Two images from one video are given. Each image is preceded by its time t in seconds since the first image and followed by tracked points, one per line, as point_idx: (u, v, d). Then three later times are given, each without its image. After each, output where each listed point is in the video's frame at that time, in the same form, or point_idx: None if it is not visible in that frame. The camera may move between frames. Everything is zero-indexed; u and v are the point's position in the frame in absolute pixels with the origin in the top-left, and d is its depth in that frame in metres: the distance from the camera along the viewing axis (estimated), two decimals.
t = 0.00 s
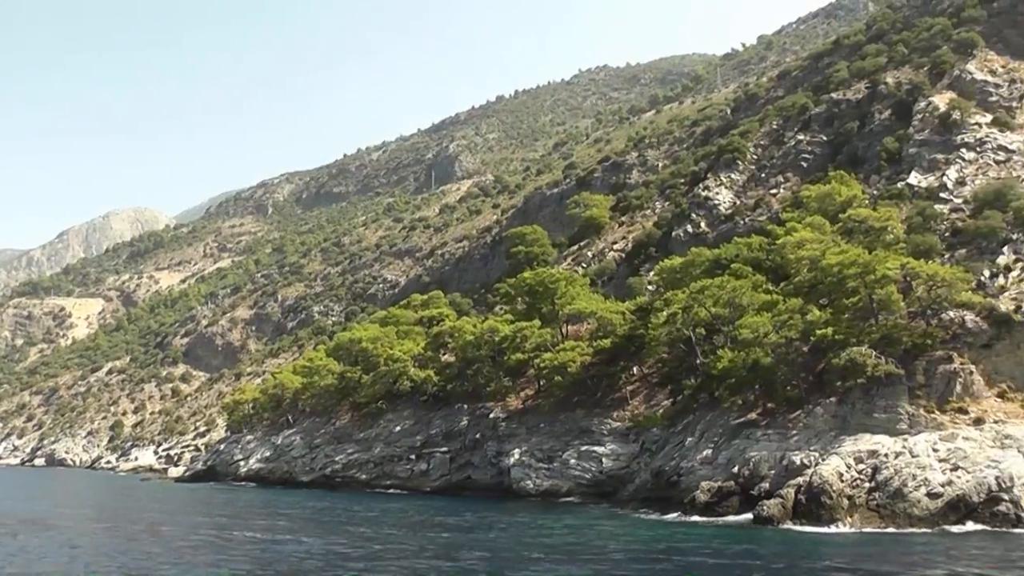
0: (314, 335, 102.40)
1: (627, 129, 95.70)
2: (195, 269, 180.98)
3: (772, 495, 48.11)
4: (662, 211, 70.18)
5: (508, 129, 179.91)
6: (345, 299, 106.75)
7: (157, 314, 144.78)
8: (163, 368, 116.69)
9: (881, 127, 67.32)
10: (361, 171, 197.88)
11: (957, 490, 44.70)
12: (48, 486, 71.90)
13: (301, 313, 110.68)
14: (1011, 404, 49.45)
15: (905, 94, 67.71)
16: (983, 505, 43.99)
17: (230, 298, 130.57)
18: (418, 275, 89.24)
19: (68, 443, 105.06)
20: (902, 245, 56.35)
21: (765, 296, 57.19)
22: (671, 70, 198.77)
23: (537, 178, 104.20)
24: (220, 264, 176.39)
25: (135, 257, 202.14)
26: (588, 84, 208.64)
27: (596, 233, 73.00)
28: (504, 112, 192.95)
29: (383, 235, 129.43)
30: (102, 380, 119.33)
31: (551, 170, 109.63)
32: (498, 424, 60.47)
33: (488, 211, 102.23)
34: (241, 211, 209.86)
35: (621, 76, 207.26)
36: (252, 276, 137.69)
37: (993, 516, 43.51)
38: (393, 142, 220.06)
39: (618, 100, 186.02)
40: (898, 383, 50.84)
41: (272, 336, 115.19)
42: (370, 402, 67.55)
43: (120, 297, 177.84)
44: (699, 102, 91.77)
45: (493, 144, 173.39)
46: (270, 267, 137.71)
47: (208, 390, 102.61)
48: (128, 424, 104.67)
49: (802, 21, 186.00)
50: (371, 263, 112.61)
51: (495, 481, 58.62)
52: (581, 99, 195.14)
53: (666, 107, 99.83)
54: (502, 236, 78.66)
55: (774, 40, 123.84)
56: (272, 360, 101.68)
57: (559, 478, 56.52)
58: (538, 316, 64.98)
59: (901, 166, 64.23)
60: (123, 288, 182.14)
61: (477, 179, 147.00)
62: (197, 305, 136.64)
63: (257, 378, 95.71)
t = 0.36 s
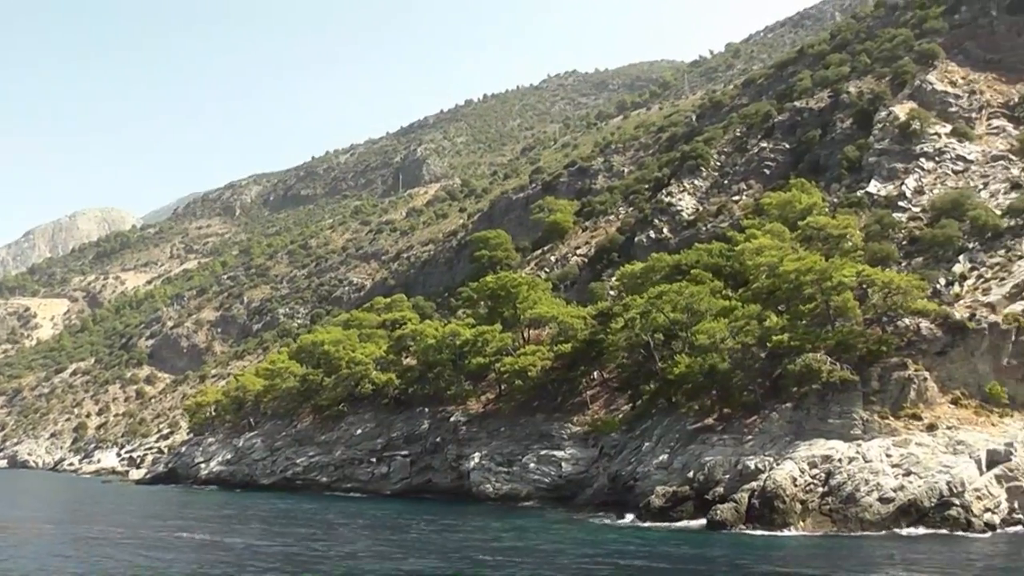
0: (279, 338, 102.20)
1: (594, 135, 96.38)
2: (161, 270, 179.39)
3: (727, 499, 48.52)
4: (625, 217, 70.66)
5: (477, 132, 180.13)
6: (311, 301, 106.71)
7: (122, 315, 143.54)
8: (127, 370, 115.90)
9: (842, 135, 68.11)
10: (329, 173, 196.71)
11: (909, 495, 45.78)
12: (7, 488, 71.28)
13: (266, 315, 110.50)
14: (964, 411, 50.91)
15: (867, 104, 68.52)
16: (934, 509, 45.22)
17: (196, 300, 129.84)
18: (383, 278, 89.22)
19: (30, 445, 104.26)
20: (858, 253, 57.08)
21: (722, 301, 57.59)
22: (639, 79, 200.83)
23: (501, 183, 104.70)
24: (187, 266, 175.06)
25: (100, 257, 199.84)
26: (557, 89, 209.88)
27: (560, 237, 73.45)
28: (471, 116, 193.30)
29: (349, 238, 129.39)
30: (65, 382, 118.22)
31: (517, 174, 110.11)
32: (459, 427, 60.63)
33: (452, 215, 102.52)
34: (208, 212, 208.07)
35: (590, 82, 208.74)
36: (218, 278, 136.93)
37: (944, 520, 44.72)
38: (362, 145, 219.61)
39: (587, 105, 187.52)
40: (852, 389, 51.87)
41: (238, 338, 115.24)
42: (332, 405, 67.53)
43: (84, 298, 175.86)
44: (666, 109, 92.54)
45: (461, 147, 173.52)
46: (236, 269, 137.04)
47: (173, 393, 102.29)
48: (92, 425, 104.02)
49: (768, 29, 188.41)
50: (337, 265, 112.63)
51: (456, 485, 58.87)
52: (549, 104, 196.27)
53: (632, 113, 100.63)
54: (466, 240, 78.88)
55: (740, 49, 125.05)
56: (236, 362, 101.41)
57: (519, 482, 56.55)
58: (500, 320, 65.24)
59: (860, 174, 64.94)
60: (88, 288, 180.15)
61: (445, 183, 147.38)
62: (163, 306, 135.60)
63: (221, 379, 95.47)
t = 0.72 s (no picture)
0: (246, 337, 102.15)
1: (565, 139, 97.15)
2: (130, 268, 178.02)
3: (680, 503, 48.93)
4: (590, 221, 71.27)
5: (448, 133, 180.53)
6: (278, 301, 106.84)
7: (88, 313, 142.44)
8: (93, 368, 115.35)
9: (808, 144, 68.67)
10: (300, 172, 195.56)
11: (860, 500, 46.37)
12: None
13: (233, 314, 110.44)
14: (918, 418, 51.64)
15: (832, 113, 69.31)
16: (885, 515, 45.76)
17: (163, 298, 129.29)
18: (351, 278, 89.41)
19: None
20: (819, 260, 57.61)
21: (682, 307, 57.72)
22: (611, 84, 202.48)
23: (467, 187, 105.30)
24: (155, 264, 173.91)
25: (67, 254, 197.67)
26: (529, 91, 211.17)
27: (526, 240, 74.13)
28: (443, 117, 193.47)
29: (317, 238, 129.45)
30: (30, 380, 117.31)
31: (486, 178, 110.60)
32: (420, 429, 60.89)
33: (419, 218, 102.96)
34: (177, 209, 206.56)
35: (562, 86, 210.14)
36: (186, 276, 136.32)
37: (894, 525, 45.35)
38: (335, 144, 219.22)
39: (557, 108, 189.01)
40: (809, 396, 52.53)
41: (205, 336, 115.57)
42: (294, 406, 67.74)
43: (51, 295, 174.09)
44: (636, 114, 93.54)
45: (432, 148, 173.76)
46: (205, 267, 136.55)
47: (138, 392, 102.17)
48: (56, 424, 103.62)
49: (738, 36, 190.74)
50: (305, 265, 112.76)
51: (417, 486, 59.22)
52: (521, 107, 197.15)
53: (603, 119, 101.47)
54: (432, 241, 79.20)
55: (709, 56, 126.20)
56: (202, 361, 101.29)
57: (479, 484, 56.90)
58: (464, 322, 65.61)
59: (824, 183, 65.79)
60: (55, 285, 178.31)
61: (416, 184, 147.93)
62: (129, 304, 134.67)
63: (185, 378, 95.44)
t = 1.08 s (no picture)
0: (212, 325, 101.94)
1: (540, 142, 98.22)
2: (98, 250, 176.22)
3: (631, 509, 49.21)
4: (559, 224, 72.02)
5: (425, 129, 180.93)
6: (246, 290, 106.81)
7: (54, 293, 140.97)
8: (55, 350, 114.52)
9: (778, 157, 70.15)
10: (275, 161, 194.70)
11: (809, 511, 46.99)
12: None
13: (201, 302, 110.21)
14: (871, 433, 52.29)
15: (802, 127, 70.65)
16: (832, 527, 46.30)
17: (131, 282, 128.47)
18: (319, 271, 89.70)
19: None
20: (781, 274, 58.10)
21: (642, 314, 58.65)
22: (589, 89, 204.34)
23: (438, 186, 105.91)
24: (124, 247, 172.39)
25: (33, 233, 194.85)
26: (507, 92, 212.34)
27: (495, 240, 74.96)
28: (420, 113, 193.66)
29: (287, 229, 129.39)
30: None
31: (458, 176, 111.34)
32: (379, 424, 61.14)
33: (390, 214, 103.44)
34: (149, 193, 204.62)
35: (540, 89, 211.48)
36: (155, 261, 135.44)
37: (841, 538, 45.89)
38: (311, 135, 218.46)
39: (534, 110, 190.73)
40: (763, 406, 53.05)
41: (171, 323, 115.70)
42: (254, 396, 67.78)
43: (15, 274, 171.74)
44: (614, 121, 95.24)
45: (408, 145, 173.94)
46: (174, 253, 135.77)
47: (101, 375, 101.81)
48: (15, 405, 103.17)
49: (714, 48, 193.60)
50: (276, 255, 112.83)
51: (373, 482, 59.34)
52: (499, 107, 198.16)
53: (580, 124, 103.05)
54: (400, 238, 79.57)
55: (684, 68, 127.71)
56: (166, 347, 100.98)
57: (435, 482, 56.91)
58: (428, 320, 66.04)
59: (790, 197, 66.74)
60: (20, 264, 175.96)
61: (390, 179, 148.47)
62: (94, 287, 133.40)
63: (147, 364, 95.15)
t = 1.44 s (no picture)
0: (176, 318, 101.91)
1: (511, 144, 99.00)
2: (62, 238, 174.60)
3: (581, 513, 49.93)
4: (525, 227, 73.05)
5: (397, 128, 181.12)
6: (212, 284, 106.80)
7: (15, 280, 139.65)
8: (14, 339, 113.65)
9: (744, 166, 70.88)
10: (245, 156, 193.55)
11: (757, 519, 47.40)
12: None
13: (166, 294, 110.08)
14: (823, 442, 53.40)
15: (769, 138, 71.66)
16: (780, 534, 46.71)
17: (95, 272, 127.79)
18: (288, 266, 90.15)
19: None
20: (740, 283, 58.87)
21: (600, 318, 59.45)
22: (564, 93, 205.74)
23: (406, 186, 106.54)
24: (90, 236, 170.92)
25: None
26: (482, 93, 213.05)
27: (461, 240, 75.66)
28: (395, 112, 193.47)
29: (255, 223, 129.34)
30: None
31: (428, 176, 112.03)
32: (337, 423, 63.13)
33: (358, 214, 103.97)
34: (118, 181, 202.76)
35: (515, 91, 212.49)
36: (120, 251, 134.70)
37: (789, 545, 46.28)
38: (283, 128, 217.61)
39: (506, 113, 192.06)
40: (717, 414, 53.95)
41: (133, 315, 115.41)
42: (212, 392, 69.57)
43: None
44: (584, 126, 96.17)
45: (380, 143, 173.95)
46: (140, 243, 135.11)
47: (60, 366, 101.51)
48: None
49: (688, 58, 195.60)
50: (243, 249, 112.96)
51: (328, 480, 60.81)
52: (473, 108, 198.70)
53: (551, 128, 104.02)
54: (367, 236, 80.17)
55: (656, 77, 129.12)
56: (129, 339, 100.87)
57: (389, 482, 58.03)
58: (389, 319, 67.70)
59: (754, 207, 67.59)
60: None
61: (359, 177, 148.78)
62: (56, 276, 132.26)
63: (107, 356, 95.09)
